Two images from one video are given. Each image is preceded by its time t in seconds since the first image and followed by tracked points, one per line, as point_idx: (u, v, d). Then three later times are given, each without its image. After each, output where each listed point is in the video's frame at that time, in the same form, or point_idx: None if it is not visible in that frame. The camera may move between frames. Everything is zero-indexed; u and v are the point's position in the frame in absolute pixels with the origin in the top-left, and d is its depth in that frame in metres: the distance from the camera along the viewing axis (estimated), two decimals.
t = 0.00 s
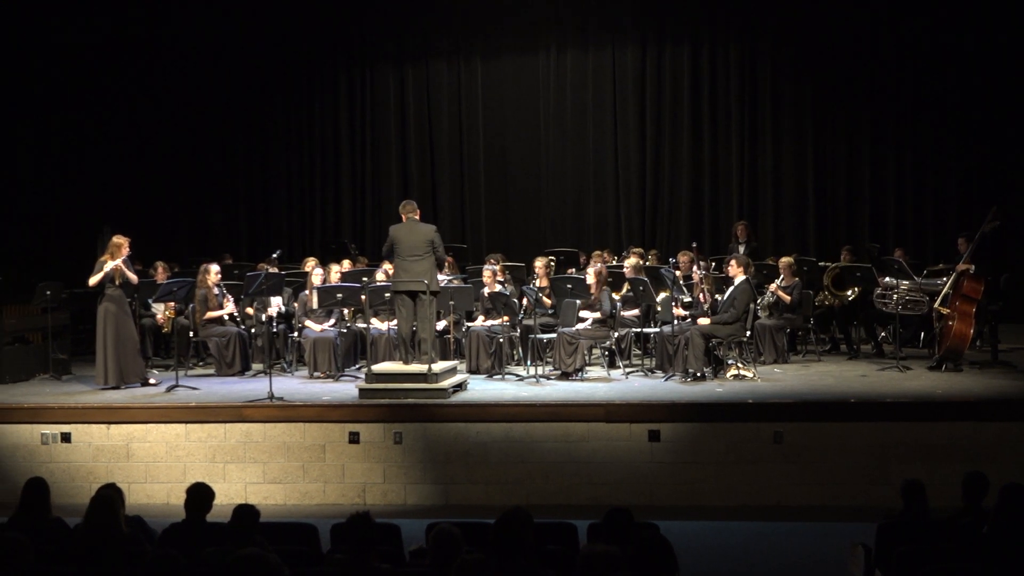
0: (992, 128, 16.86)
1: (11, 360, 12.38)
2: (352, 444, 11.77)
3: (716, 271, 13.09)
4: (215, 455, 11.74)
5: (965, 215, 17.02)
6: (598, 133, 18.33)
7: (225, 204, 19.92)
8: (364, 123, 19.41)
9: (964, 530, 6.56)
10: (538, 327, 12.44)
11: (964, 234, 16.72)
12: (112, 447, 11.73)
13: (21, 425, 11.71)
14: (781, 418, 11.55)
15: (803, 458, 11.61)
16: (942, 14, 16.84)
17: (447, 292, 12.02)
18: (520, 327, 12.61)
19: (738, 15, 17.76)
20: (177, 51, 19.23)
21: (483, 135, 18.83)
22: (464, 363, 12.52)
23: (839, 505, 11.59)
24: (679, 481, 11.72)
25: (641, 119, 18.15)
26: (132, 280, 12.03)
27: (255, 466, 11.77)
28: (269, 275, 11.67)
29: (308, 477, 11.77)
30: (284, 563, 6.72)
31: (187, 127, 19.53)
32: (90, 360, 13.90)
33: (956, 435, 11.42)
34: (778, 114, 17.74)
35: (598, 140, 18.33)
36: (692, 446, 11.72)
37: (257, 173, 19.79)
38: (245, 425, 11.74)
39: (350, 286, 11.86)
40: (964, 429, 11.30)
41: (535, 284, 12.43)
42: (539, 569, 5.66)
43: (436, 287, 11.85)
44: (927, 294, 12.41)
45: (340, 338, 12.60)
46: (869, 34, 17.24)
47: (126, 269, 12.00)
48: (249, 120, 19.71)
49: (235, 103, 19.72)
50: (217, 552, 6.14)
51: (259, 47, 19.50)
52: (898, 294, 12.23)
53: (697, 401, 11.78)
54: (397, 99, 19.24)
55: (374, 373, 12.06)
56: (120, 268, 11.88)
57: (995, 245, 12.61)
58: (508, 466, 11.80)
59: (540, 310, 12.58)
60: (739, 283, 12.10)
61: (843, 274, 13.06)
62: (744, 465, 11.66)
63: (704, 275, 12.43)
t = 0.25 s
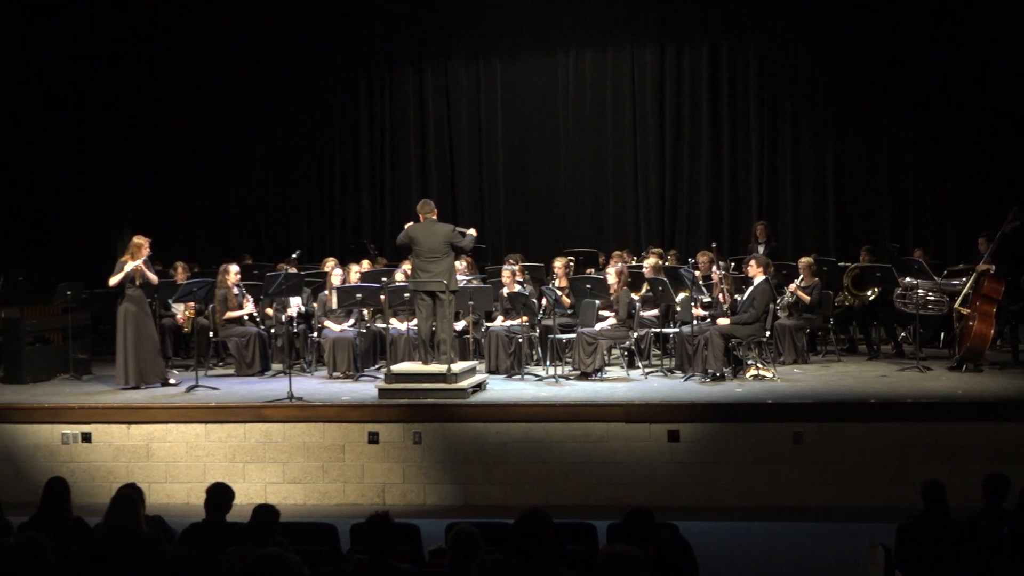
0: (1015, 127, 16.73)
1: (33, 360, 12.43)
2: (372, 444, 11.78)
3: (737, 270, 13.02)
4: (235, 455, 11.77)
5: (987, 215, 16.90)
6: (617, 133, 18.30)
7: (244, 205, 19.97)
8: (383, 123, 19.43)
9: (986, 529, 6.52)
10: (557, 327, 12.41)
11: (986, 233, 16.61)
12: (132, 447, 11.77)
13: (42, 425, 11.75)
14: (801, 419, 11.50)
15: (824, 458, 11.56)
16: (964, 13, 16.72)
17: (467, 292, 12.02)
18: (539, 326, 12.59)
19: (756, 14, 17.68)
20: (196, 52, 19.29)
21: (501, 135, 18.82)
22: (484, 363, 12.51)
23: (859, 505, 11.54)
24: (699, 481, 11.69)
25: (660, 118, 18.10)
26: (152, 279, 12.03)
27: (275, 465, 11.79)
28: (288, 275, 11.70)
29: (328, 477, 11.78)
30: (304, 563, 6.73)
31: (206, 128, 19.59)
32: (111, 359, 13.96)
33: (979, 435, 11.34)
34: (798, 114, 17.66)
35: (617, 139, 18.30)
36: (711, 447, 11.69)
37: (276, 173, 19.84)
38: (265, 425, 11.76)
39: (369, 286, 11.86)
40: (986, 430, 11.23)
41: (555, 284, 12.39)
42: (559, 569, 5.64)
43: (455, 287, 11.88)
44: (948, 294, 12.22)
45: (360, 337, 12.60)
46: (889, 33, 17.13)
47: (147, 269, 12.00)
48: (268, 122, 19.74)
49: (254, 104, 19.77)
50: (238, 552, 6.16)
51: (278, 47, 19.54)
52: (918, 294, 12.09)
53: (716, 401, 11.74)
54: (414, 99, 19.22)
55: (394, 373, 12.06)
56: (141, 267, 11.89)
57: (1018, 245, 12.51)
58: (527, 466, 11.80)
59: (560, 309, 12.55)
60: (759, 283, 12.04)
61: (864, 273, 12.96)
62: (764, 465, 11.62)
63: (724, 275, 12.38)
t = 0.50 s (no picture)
0: None
1: (53, 360, 12.48)
2: (391, 444, 11.80)
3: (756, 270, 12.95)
4: (255, 455, 11.80)
5: (1008, 214, 16.82)
6: (637, 132, 18.27)
7: (264, 205, 20.04)
8: (402, 124, 19.45)
9: (1006, 527, 6.48)
10: (576, 327, 12.40)
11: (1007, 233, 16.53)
12: (152, 447, 11.80)
13: (63, 425, 11.77)
14: (821, 419, 11.46)
15: (844, 458, 11.52)
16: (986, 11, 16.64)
17: (486, 292, 12.04)
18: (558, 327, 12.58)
19: (778, 13, 17.63)
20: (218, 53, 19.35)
21: (520, 135, 18.82)
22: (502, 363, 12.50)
23: (879, 506, 11.49)
24: (719, 482, 11.66)
25: (680, 118, 18.06)
26: (172, 279, 12.09)
27: (294, 465, 11.82)
28: (308, 276, 11.74)
29: (347, 477, 11.81)
30: (321, 564, 6.71)
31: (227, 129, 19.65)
32: (131, 359, 14.00)
33: (1000, 436, 11.29)
34: (819, 113, 17.60)
35: (637, 139, 18.27)
36: (731, 447, 11.66)
37: (297, 174, 19.94)
38: (285, 425, 11.80)
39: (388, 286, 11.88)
40: (1008, 430, 11.18)
41: (573, 284, 12.38)
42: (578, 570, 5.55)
43: (474, 287, 11.88)
44: (968, 294, 12.05)
45: (379, 338, 12.62)
46: (911, 32, 17.06)
47: (167, 270, 12.06)
48: (289, 122, 19.84)
49: (275, 105, 19.83)
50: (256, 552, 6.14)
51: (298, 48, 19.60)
52: (936, 295, 11.94)
53: (736, 401, 11.70)
54: (434, 100, 19.26)
55: (413, 373, 12.06)
56: (161, 268, 11.95)
57: None
58: (546, 466, 11.79)
59: (578, 310, 12.53)
60: (779, 283, 11.99)
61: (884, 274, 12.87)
62: (784, 465, 11.58)
63: (744, 275, 12.34)
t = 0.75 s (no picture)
0: None
1: (74, 360, 12.50)
2: (411, 444, 11.80)
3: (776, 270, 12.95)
4: (275, 455, 11.80)
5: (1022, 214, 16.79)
6: (652, 133, 18.27)
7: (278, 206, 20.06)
8: (417, 125, 19.48)
9: None
10: (595, 327, 12.39)
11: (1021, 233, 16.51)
12: (172, 447, 11.80)
13: (83, 425, 11.79)
14: (840, 419, 11.46)
15: (863, 459, 11.51)
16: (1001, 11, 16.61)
17: (505, 292, 11.98)
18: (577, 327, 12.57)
19: (794, 14, 17.61)
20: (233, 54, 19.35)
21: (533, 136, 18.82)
22: (522, 364, 12.49)
23: (898, 506, 11.48)
24: (738, 482, 11.66)
25: (696, 119, 18.05)
26: (192, 280, 12.10)
27: (313, 465, 11.82)
28: (327, 276, 11.73)
29: (366, 477, 11.81)
30: (341, 563, 6.72)
31: (241, 129, 19.66)
32: (150, 359, 14.02)
33: (1019, 437, 11.27)
34: (833, 113, 17.59)
35: (651, 140, 18.27)
36: (750, 447, 11.66)
37: (309, 174, 19.90)
38: (304, 425, 11.79)
39: (407, 287, 11.88)
40: None
41: (593, 284, 12.37)
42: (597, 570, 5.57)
43: (493, 287, 11.81)
44: (989, 293, 12.05)
45: (398, 338, 12.61)
46: (928, 33, 17.03)
47: (187, 270, 12.07)
48: (302, 123, 19.81)
49: (289, 106, 19.83)
50: (277, 552, 6.17)
51: (313, 49, 19.60)
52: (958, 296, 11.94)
53: (755, 401, 11.70)
54: (449, 101, 19.26)
55: (432, 373, 12.06)
56: (181, 268, 11.96)
57: None
58: (566, 466, 11.79)
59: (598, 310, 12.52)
60: (798, 283, 11.98)
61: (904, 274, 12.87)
62: (803, 466, 11.58)
63: (763, 275, 12.33)
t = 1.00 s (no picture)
0: None
1: (90, 361, 12.52)
2: (427, 444, 11.80)
3: (792, 271, 12.94)
4: (291, 455, 11.81)
5: None
6: (666, 134, 18.26)
7: (291, 207, 20.09)
8: (432, 127, 19.54)
9: None
10: (611, 327, 12.37)
11: None
12: (188, 447, 11.80)
13: (100, 425, 11.81)
14: (857, 419, 11.44)
15: (879, 459, 11.49)
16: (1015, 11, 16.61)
17: (521, 292, 11.96)
18: (594, 327, 12.56)
19: (811, 15, 17.60)
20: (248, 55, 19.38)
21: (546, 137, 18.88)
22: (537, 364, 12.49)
23: (914, 507, 11.46)
24: (755, 483, 11.65)
25: (711, 120, 18.05)
26: (209, 280, 12.12)
27: (330, 466, 11.83)
28: (343, 276, 11.74)
29: (383, 477, 11.81)
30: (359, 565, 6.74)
31: (255, 130, 19.68)
32: (166, 360, 14.05)
33: None
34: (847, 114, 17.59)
35: (666, 140, 18.27)
36: (766, 448, 11.64)
37: (325, 176, 20.03)
38: (320, 425, 11.80)
39: (423, 287, 11.88)
40: None
41: (609, 284, 12.36)
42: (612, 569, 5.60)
43: (508, 287, 11.77)
44: (1006, 294, 12.00)
45: (414, 338, 12.62)
46: (945, 34, 17.01)
47: (203, 270, 12.10)
48: (319, 125, 19.93)
49: (303, 107, 19.86)
50: (296, 551, 6.20)
51: (329, 51, 19.62)
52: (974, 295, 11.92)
53: (771, 401, 11.69)
54: (465, 103, 19.32)
55: (449, 374, 12.06)
56: (198, 268, 11.98)
57: None
58: (582, 466, 11.79)
59: (614, 310, 12.51)
60: (815, 283, 11.97)
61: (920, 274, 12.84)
62: (820, 466, 11.56)
63: (779, 275, 12.32)
